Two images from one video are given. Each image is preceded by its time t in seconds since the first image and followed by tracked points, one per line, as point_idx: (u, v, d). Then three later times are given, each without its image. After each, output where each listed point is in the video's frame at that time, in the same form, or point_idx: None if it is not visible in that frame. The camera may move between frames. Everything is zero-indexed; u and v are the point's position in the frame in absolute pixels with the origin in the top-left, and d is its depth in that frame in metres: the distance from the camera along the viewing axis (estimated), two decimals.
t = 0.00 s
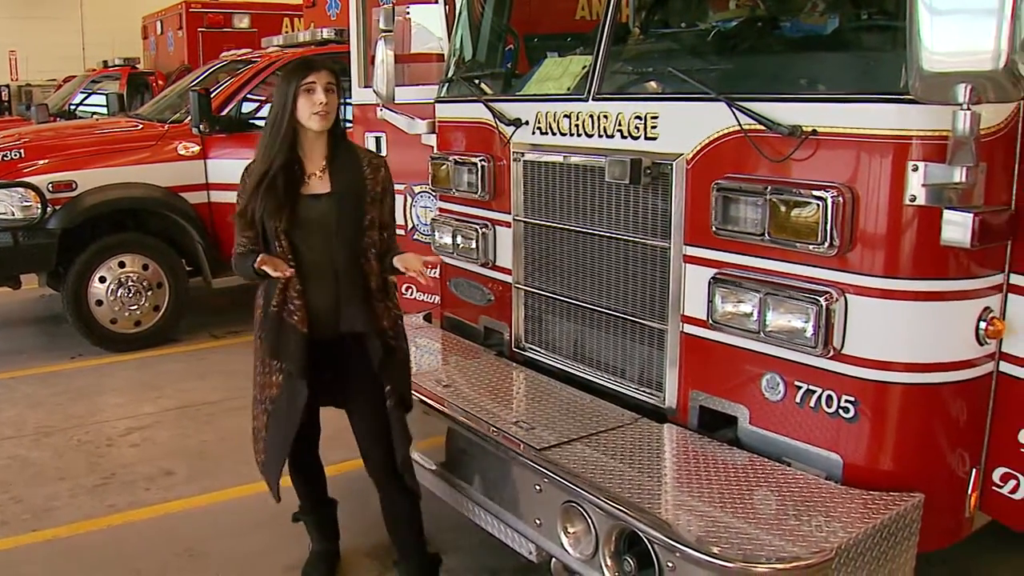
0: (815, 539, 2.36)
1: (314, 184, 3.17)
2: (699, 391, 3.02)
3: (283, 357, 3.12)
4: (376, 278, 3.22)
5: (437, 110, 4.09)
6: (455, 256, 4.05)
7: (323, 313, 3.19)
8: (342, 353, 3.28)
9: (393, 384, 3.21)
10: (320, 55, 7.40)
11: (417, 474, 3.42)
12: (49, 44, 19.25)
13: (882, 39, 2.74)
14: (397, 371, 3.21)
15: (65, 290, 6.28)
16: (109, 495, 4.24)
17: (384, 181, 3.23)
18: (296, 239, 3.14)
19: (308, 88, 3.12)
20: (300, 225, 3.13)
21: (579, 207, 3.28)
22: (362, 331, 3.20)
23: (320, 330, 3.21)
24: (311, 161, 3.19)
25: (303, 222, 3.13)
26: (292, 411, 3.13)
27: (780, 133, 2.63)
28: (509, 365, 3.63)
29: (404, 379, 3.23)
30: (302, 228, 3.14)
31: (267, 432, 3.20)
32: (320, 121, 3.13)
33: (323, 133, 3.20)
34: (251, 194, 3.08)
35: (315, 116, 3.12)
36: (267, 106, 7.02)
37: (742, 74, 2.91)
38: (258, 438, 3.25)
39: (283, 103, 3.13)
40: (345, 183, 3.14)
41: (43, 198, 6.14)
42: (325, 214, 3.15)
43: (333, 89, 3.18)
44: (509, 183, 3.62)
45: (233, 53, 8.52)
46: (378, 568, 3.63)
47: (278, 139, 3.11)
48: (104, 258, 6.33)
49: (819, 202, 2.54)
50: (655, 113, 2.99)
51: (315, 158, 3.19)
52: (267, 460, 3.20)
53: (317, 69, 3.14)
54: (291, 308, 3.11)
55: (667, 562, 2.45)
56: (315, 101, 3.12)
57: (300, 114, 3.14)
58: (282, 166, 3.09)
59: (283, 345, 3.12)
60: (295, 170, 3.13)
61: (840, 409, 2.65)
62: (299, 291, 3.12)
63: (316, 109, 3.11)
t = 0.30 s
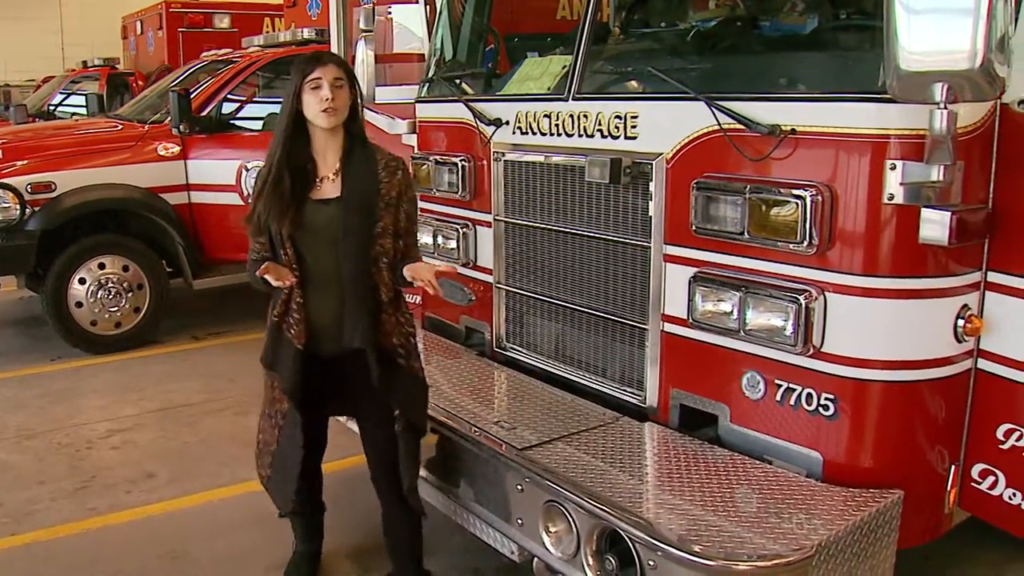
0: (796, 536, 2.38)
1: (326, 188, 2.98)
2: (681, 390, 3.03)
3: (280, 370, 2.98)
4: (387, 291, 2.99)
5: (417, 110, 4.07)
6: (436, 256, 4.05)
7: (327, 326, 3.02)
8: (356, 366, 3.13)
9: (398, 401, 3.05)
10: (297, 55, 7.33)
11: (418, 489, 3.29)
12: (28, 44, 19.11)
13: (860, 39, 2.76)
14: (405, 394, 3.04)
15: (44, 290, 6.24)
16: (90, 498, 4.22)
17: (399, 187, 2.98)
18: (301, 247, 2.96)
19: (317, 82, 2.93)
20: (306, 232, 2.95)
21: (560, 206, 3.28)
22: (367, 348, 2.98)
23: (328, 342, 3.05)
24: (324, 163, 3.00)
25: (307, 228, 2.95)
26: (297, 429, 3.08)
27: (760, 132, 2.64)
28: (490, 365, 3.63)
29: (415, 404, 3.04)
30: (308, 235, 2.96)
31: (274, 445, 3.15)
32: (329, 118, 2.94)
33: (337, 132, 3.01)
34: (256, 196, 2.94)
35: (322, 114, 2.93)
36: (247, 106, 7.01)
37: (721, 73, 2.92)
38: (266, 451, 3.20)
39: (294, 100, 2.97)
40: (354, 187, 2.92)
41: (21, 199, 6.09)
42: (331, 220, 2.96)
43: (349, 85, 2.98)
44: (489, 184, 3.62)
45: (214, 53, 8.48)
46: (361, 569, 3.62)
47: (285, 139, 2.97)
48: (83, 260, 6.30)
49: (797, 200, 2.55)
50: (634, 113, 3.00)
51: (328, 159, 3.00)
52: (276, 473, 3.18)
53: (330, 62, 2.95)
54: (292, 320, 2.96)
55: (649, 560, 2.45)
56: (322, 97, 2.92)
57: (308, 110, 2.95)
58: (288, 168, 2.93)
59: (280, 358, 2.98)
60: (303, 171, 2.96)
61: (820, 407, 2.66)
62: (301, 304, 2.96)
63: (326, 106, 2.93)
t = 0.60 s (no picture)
0: (776, 534, 2.39)
1: (349, 191, 2.85)
2: (661, 389, 3.04)
3: (312, 385, 2.86)
4: (417, 295, 2.84)
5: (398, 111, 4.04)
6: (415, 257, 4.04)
7: (358, 337, 2.89)
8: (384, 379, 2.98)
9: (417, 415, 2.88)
10: (279, 57, 7.29)
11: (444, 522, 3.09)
12: (6, 45, 18.97)
13: (837, 39, 2.77)
14: (431, 408, 2.86)
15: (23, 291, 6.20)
16: (70, 502, 4.19)
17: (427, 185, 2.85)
18: (325, 254, 2.84)
19: (323, 80, 2.78)
20: (330, 239, 2.82)
21: (540, 206, 3.29)
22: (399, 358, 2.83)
23: (358, 355, 2.92)
24: (346, 165, 2.87)
25: (331, 234, 2.82)
26: (322, 453, 2.90)
27: (738, 131, 2.65)
28: (471, 365, 3.64)
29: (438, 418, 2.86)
30: (331, 241, 2.83)
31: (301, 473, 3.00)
32: (338, 118, 2.78)
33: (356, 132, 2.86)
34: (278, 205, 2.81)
35: (329, 111, 2.77)
36: (227, 107, 6.96)
37: (701, 73, 2.93)
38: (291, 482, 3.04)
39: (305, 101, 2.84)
40: (379, 188, 2.78)
41: None
42: (355, 224, 2.82)
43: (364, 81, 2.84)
44: (469, 184, 3.61)
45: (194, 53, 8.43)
46: (343, 571, 3.60)
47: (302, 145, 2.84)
48: (62, 262, 6.27)
49: (776, 199, 2.56)
50: (615, 112, 3.00)
51: (348, 161, 2.87)
52: (300, 506, 3.00)
53: (339, 57, 2.80)
54: (320, 333, 2.84)
55: (630, 560, 2.45)
56: (326, 94, 2.76)
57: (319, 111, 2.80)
58: (308, 173, 2.81)
59: (311, 373, 2.86)
60: (322, 176, 2.83)
61: (800, 405, 2.67)
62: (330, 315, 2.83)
63: (336, 104, 2.76)
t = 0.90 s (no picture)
0: (756, 532, 2.40)
1: (363, 195, 2.66)
2: (642, 388, 3.04)
3: (336, 404, 2.62)
4: (437, 304, 2.73)
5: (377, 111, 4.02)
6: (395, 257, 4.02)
7: (378, 348, 2.70)
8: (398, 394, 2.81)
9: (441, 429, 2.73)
10: (257, 57, 7.25)
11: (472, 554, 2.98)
12: None
13: (815, 39, 2.79)
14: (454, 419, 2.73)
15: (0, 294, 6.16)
16: (49, 505, 4.17)
17: (444, 188, 2.73)
18: (343, 262, 2.64)
19: (331, 83, 2.61)
20: (349, 245, 2.63)
21: (519, 206, 3.30)
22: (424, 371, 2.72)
23: (378, 370, 2.72)
24: (357, 169, 2.69)
25: (350, 241, 2.63)
26: (346, 477, 2.68)
27: (716, 131, 2.66)
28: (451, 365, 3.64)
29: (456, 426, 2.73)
30: (348, 248, 2.64)
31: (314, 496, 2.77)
32: (348, 122, 2.60)
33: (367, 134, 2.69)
34: (293, 208, 2.58)
35: (344, 112, 2.60)
36: (207, 107, 6.93)
37: (680, 73, 2.94)
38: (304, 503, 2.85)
39: (313, 103, 2.65)
40: (401, 193, 2.65)
41: None
42: (375, 230, 2.64)
43: (374, 81, 2.68)
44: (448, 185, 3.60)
45: (174, 53, 8.39)
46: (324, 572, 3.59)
47: (313, 149, 2.65)
48: (40, 264, 6.23)
49: (754, 198, 2.57)
50: (593, 112, 3.00)
51: (361, 164, 2.69)
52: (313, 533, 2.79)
53: (348, 56, 2.62)
54: (343, 343, 2.62)
55: (609, 559, 2.46)
56: (337, 96, 2.60)
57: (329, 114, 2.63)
58: (324, 176, 2.60)
59: (334, 391, 2.62)
60: (338, 179, 2.63)
61: (779, 403, 2.68)
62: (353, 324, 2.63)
63: (350, 105, 2.60)
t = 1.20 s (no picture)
0: (733, 529, 2.41)
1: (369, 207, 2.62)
2: (618, 387, 3.05)
3: (361, 423, 2.55)
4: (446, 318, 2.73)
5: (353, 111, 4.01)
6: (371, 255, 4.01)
7: (396, 364, 2.66)
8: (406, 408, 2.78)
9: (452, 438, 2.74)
10: (234, 57, 7.21)
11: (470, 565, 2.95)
12: None
13: (788, 38, 2.78)
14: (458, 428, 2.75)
15: None
16: (23, 510, 4.13)
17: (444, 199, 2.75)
18: (357, 275, 2.58)
19: (340, 92, 2.55)
20: (364, 258, 2.58)
21: (495, 205, 3.30)
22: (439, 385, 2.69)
23: (397, 385, 2.68)
24: (359, 179, 2.64)
25: (365, 253, 2.58)
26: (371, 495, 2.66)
27: (691, 130, 2.67)
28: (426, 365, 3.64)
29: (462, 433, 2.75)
30: (362, 261, 2.59)
31: (338, 522, 2.71)
32: (358, 130, 2.55)
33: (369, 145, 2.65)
34: (304, 220, 2.49)
35: (355, 123, 2.54)
36: (182, 107, 6.89)
37: (656, 72, 2.95)
38: (326, 529, 2.77)
39: (314, 112, 2.57)
40: (409, 204, 2.64)
41: None
42: (389, 241, 2.61)
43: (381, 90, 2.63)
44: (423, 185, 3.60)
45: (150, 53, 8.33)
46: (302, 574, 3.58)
47: (319, 159, 2.57)
48: (15, 266, 6.16)
49: (729, 197, 2.58)
50: (568, 112, 3.01)
51: (365, 175, 2.64)
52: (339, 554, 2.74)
53: (359, 63, 2.56)
54: (365, 361, 2.55)
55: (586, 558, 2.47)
56: (346, 106, 2.54)
57: (336, 124, 2.56)
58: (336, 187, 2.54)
59: (358, 409, 2.54)
60: (349, 190, 2.57)
61: (754, 401, 2.70)
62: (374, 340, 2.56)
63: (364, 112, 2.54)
